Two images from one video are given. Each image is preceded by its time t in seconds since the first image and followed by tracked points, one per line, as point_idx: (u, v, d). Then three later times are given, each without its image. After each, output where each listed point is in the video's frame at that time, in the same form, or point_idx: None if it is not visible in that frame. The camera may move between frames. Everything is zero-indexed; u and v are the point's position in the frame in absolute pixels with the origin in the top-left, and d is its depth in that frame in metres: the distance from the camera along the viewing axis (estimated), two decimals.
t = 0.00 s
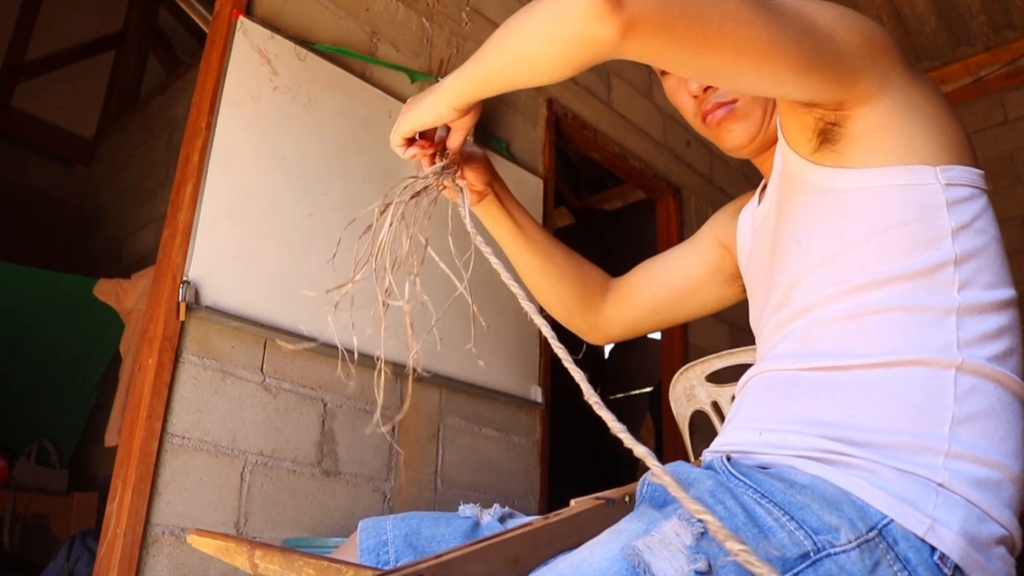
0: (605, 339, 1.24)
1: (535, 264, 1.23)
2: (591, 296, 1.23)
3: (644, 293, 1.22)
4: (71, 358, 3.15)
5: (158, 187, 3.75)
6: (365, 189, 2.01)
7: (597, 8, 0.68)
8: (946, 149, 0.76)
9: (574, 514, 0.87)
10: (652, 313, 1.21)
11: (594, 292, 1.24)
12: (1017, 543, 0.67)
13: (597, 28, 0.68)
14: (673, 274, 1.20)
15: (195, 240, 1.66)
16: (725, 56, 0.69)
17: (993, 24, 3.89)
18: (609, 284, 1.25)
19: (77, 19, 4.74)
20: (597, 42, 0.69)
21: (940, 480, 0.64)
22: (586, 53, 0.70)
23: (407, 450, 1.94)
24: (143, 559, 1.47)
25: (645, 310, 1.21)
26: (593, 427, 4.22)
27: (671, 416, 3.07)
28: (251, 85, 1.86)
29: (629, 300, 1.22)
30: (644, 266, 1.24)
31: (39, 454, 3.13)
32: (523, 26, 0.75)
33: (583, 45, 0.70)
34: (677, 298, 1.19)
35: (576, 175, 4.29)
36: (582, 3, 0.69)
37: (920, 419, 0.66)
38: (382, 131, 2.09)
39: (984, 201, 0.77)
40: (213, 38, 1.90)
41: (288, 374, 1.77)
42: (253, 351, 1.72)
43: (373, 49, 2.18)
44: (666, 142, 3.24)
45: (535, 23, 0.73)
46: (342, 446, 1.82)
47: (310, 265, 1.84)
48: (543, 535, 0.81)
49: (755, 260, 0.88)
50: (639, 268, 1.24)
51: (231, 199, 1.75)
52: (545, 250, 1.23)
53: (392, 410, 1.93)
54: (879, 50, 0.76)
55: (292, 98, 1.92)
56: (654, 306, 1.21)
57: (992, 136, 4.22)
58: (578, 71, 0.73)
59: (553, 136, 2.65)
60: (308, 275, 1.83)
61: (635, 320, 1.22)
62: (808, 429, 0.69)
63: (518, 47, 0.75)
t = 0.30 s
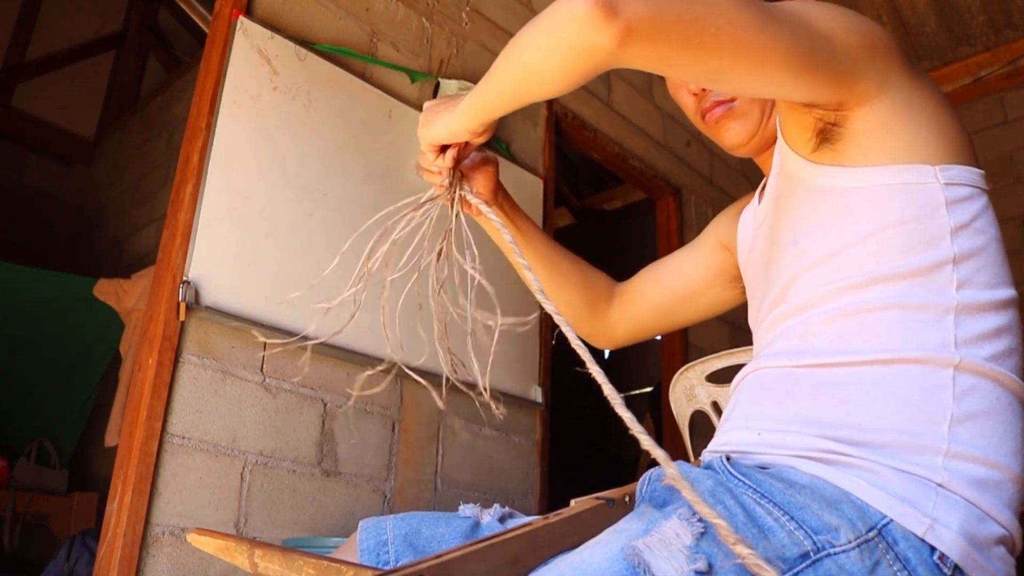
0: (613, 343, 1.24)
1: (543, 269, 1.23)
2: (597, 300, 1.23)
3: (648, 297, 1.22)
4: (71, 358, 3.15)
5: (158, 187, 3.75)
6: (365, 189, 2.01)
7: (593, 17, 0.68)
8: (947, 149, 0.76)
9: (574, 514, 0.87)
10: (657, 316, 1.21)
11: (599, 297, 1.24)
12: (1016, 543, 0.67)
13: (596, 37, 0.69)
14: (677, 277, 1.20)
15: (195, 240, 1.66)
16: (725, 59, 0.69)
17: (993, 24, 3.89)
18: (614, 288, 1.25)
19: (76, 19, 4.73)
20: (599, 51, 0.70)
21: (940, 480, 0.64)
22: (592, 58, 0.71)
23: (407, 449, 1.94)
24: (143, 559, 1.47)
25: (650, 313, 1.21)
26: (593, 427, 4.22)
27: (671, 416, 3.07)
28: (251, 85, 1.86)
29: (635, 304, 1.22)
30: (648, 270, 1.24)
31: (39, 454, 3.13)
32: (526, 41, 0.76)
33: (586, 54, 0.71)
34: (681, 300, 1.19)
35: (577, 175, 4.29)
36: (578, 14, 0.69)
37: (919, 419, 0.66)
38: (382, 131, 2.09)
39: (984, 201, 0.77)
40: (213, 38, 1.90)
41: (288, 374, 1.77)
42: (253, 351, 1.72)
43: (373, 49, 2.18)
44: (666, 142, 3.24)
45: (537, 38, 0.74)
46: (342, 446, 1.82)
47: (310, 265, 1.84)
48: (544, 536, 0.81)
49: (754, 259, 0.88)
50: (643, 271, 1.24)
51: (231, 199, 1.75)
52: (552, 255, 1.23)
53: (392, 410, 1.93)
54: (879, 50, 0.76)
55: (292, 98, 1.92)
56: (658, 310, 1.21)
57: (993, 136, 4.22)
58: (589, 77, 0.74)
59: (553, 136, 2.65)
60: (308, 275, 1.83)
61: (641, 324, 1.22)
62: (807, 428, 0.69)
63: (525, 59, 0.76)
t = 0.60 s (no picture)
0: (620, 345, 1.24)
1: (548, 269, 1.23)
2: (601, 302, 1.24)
3: (651, 299, 1.22)
4: (71, 358, 3.15)
5: (158, 187, 3.75)
6: (365, 189, 2.01)
7: (588, 23, 0.68)
8: (946, 149, 0.76)
9: (574, 514, 0.87)
10: (662, 316, 1.21)
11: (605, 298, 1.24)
12: (1016, 544, 0.67)
13: (589, 42, 0.68)
14: (680, 278, 1.20)
15: (195, 240, 1.66)
16: (723, 63, 0.69)
17: (993, 24, 3.89)
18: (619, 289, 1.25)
19: (77, 19, 4.73)
20: (594, 57, 0.70)
21: (940, 480, 0.64)
22: (582, 65, 0.71)
23: (407, 449, 1.94)
24: (143, 559, 1.47)
25: (655, 314, 1.21)
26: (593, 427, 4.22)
27: (671, 415, 3.07)
28: (251, 85, 1.86)
29: (639, 305, 1.22)
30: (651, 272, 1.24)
31: (39, 454, 3.12)
32: (519, 43, 0.75)
33: (580, 62, 0.71)
34: (684, 301, 1.19)
35: (577, 175, 4.29)
36: (574, 18, 0.69)
37: (919, 420, 0.66)
38: (382, 131, 2.09)
39: (984, 201, 0.77)
40: (213, 38, 1.90)
41: (288, 374, 1.77)
42: (253, 351, 1.72)
43: (373, 49, 2.18)
44: (666, 142, 3.24)
45: (530, 41, 0.73)
46: (342, 446, 1.82)
47: (309, 265, 1.84)
48: (544, 536, 0.81)
49: (754, 259, 0.88)
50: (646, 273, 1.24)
51: (231, 199, 1.75)
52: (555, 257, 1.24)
53: (392, 410, 1.93)
54: (878, 50, 0.76)
55: (292, 98, 1.92)
56: (662, 310, 1.20)
57: (992, 136, 4.22)
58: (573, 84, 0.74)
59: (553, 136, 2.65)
60: (308, 275, 1.83)
61: (647, 324, 1.22)
62: (807, 429, 0.69)
63: (515, 63, 0.76)
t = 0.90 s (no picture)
0: (622, 348, 1.24)
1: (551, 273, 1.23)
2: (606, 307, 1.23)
3: (653, 302, 1.22)
4: (71, 358, 3.15)
5: (158, 187, 3.75)
6: (365, 189, 2.01)
7: (582, 39, 0.68)
8: (946, 149, 0.76)
9: (574, 514, 0.87)
10: (664, 320, 1.21)
11: (607, 302, 1.24)
12: (1016, 544, 0.67)
13: (584, 59, 0.69)
14: (681, 281, 1.20)
15: (195, 240, 1.66)
16: (722, 67, 0.69)
17: (993, 24, 3.89)
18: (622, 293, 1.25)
19: (77, 18, 4.73)
20: (588, 75, 0.70)
21: (940, 480, 0.64)
22: (578, 81, 0.71)
23: (407, 449, 1.94)
24: (143, 559, 1.47)
25: (658, 318, 1.21)
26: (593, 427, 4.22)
27: (671, 415, 3.07)
28: (251, 85, 1.86)
29: (642, 308, 1.22)
30: (653, 275, 1.24)
31: (38, 454, 3.12)
32: (516, 59, 0.75)
33: (574, 78, 0.71)
34: (688, 304, 1.19)
35: (577, 174, 4.29)
36: (567, 35, 0.69)
37: (918, 420, 0.66)
38: (381, 131, 2.09)
39: (983, 202, 0.77)
40: (213, 38, 1.90)
41: (288, 374, 1.77)
42: (253, 351, 1.72)
43: (373, 49, 2.18)
44: (666, 142, 3.24)
45: (527, 58, 0.73)
46: (342, 446, 1.82)
47: (309, 265, 1.84)
48: (544, 536, 0.81)
49: (754, 260, 0.88)
50: (649, 276, 1.24)
51: (231, 199, 1.75)
52: (557, 260, 1.24)
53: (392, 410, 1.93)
54: (877, 51, 0.76)
55: (292, 98, 1.92)
56: (664, 313, 1.21)
57: (992, 136, 4.22)
58: (571, 100, 0.74)
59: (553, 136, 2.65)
60: (307, 275, 1.83)
61: (650, 327, 1.22)
62: (807, 429, 0.69)
63: (511, 82, 0.76)
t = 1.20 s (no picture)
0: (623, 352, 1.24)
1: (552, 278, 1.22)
2: (606, 310, 1.23)
3: (654, 305, 1.22)
4: (71, 359, 3.15)
5: (158, 187, 3.74)
6: (365, 189, 2.01)
7: (583, 37, 0.68)
8: (946, 149, 0.76)
9: (574, 514, 0.87)
10: (664, 323, 1.21)
11: (609, 306, 1.23)
12: (1016, 544, 0.67)
13: (586, 57, 0.68)
14: (682, 284, 1.20)
15: (195, 240, 1.66)
16: (723, 68, 0.69)
17: (993, 24, 3.89)
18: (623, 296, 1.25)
19: (77, 18, 4.73)
20: (590, 74, 0.69)
21: (940, 480, 0.64)
22: (582, 80, 0.71)
23: (407, 449, 1.94)
24: (143, 559, 1.47)
25: (659, 321, 1.21)
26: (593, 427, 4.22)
27: (671, 416, 3.07)
28: (251, 85, 1.86)
29: (643, 312, 1.22)
30: (653, 278, 1.24)
31: (38, 454, 3.12)
32: (519, 61, 0.75)
33: (577, 77, 0.70)
34: (689, 307, 1.19)
35: (577, 175, 4.29)
36: (567, 34, 0.69)
37: (918, 419, 0.66)
38: (381, 131, 2.09)
39: (984, 200, 0.77)
40: (213, 38, 1.90)
41: (288, 374, 1.77)
42: (253, 351, 1.72)
43: (373, 49, 2.18)
44: (666, 142, 3.24)
45: (530, 59, 0.73)
46: (342, 446, 1.82)
47: (309, 265, 1.84)
48: (544, 536, 0.81)
49: (754, 258, 0.88)
50: (648, 279, 1.24)
51: (231, 199, 1.75)
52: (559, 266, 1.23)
53: (392, 410, 1.93)
54: (877, 51, 0.76)
55: (292, 98, 1.92)
56: (666, 316, 1.21)
57: (992, 136, 4.22)
58: (578, 98, 0.74)
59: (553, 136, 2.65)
60: (307, 275, 1.83)
61: (651, 330, 1.22)
62: (807, 428, 0.69)
63: (515, 81, 0.75)
